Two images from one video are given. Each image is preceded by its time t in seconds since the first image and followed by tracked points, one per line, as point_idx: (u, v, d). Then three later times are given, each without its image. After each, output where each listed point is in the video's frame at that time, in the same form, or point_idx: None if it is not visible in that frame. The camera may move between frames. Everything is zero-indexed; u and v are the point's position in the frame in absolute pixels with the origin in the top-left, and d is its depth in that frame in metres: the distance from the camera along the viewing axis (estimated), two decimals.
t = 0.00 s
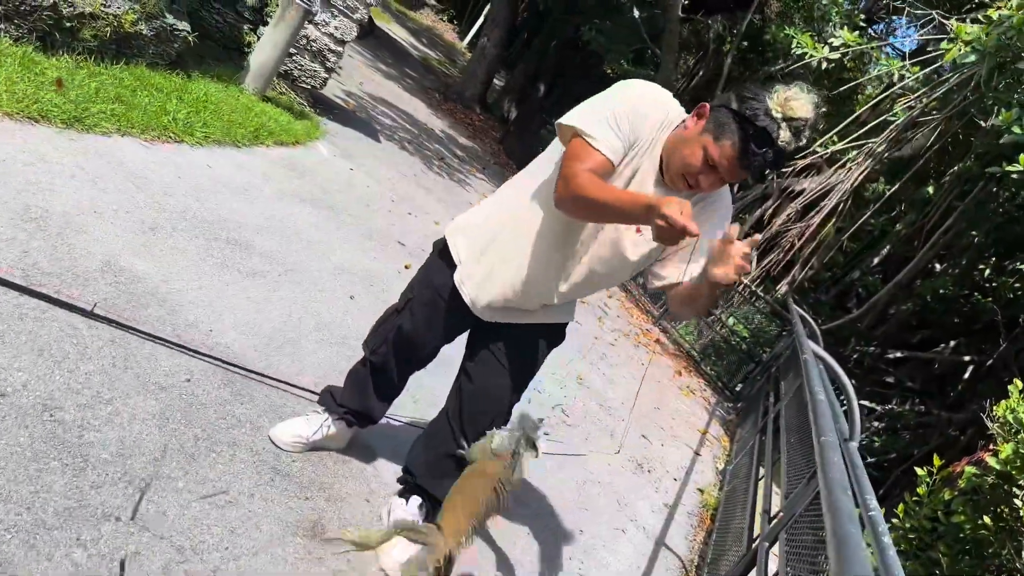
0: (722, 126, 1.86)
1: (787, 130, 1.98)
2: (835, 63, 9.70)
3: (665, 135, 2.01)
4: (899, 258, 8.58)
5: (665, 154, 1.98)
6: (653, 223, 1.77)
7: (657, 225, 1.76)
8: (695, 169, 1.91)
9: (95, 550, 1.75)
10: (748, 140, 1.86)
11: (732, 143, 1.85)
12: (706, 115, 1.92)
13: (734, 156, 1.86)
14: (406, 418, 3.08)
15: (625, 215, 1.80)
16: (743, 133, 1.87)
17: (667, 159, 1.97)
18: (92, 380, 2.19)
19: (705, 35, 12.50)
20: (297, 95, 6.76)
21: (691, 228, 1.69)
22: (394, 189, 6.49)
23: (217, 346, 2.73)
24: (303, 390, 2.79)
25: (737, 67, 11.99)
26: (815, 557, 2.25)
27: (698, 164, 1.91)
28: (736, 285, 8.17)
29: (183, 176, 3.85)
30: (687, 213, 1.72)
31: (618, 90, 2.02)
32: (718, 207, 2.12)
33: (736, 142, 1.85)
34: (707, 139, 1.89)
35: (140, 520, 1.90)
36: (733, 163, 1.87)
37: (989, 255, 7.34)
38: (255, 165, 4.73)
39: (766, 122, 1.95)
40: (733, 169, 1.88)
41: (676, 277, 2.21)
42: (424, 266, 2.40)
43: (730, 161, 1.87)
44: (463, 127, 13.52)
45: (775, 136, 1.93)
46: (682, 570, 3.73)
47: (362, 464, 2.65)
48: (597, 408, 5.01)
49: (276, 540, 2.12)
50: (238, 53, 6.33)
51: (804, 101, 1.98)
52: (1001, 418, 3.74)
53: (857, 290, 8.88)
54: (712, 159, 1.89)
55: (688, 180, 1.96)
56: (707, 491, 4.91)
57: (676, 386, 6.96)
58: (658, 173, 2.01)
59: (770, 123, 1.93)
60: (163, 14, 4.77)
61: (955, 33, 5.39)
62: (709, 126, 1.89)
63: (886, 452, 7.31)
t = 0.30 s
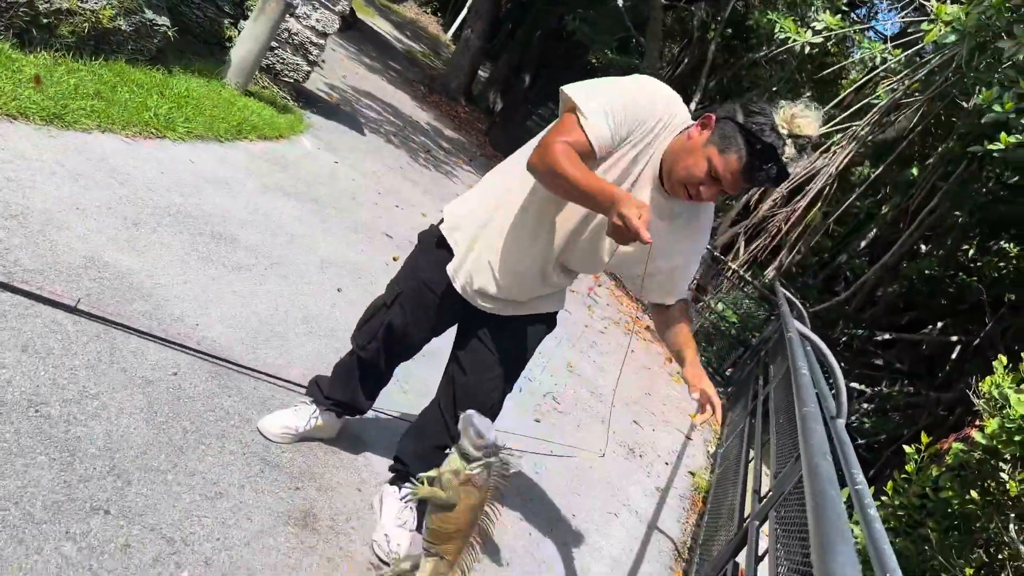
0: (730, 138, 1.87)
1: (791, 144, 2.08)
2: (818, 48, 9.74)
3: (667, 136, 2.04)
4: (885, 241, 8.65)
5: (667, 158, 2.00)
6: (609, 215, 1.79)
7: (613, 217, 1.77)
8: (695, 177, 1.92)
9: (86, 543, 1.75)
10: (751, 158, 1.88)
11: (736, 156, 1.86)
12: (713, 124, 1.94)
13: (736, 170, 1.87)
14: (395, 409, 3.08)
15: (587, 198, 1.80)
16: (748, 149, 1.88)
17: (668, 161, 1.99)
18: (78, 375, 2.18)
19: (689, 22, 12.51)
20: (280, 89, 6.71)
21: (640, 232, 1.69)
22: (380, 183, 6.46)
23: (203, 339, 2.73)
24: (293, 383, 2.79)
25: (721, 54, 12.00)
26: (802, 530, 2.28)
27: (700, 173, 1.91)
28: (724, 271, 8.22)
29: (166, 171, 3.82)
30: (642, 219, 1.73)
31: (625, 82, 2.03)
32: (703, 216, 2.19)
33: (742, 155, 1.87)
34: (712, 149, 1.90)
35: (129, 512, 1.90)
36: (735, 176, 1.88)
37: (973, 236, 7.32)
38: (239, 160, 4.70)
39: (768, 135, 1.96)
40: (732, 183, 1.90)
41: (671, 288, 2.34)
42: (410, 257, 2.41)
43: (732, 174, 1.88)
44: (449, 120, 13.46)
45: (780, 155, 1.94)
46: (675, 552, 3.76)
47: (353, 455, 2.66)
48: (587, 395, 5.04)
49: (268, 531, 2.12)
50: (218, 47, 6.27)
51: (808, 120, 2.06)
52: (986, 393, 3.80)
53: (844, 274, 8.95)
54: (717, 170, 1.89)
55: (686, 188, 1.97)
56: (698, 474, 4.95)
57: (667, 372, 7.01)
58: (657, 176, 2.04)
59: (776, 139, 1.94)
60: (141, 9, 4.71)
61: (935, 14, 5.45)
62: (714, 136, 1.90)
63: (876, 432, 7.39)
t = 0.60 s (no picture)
0: (741, 172, 1.94)
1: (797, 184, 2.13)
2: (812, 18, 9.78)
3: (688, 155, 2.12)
4: (877, 210, 8.81)
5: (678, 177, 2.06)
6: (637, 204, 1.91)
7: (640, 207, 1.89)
8: (704, 202, 2.00)
9: (147, 492, 1.89)
10: (761, 193, 1.94)
11: (747, 190, 1.93)
12: (728, 154, 2.00)
13: (745, 202, 1.94)
14: (413, 373, 3.21)
15: (615, 188, 1.92)
16: (759, 183, 1.95)
17: (680, 181, 2.07)
18: (123, 340, 2.30)
19: None
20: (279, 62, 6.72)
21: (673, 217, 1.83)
22: (381, 155, 6.52)
23: (231, 307, 2.85)
24: (317, 348, 2.92)
25: (712, 23, 11.94)
26: (811, 477, 2.40)
27: (709, 200, 1.99)
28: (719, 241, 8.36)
29: (179, 145, 3.90)
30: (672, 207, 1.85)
31: (657, 93, 2.12)
32: (705, 233, 2.30)
33: (748, 190, 1.94)
34: (725, 178, 1.96)
35: (182, 466, 2.03)
36: (742, 207, 1.95)
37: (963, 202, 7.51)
38: (246, 133, 4.76)
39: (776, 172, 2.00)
40: (738, 213, 1.97)
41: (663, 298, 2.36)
42: (430, 231, 2.52)
43: (740, 205, 1.94)
44: (442, 92, 13.41)
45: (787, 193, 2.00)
46: (677, 508, 3.93)
47: (377, 415, 2.80)
48: (590, 360, 5.20)
49: (307, 482, 2.27)
50: (218, 20, 6.26)
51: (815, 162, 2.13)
52: (975, 353, 3.96)
53: (836, 242, 9.12)
54: (721, 199, 1.97)
55: (694, 211, 2.05)
56: (698, 435, 5.13)
57: (664, 339, 7.19)
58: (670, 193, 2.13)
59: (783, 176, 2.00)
60: None
61: None
62: (729, 165, 1.96)
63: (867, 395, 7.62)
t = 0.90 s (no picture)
0: (741, 197, 2.03)
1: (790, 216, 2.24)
2: None
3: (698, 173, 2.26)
4: (870, 191, 8.99)
5: (677, 191, 2.12)
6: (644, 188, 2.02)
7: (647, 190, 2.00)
8: (702, 220, 2.08)
9: (209, 462, 2.05)
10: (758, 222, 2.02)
11: (744, 216, 2.01)
12: (732, 180, 2.09)
13: (741, 228, 2.02)
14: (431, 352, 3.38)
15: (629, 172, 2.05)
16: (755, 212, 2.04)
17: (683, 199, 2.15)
18: (173, 322, 2.46)
19: None
20: (286, 45, 6.79)
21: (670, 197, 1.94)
22: (387, 137, 6.63)
23: (264, 289, 3.00)
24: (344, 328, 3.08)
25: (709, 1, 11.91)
26: (809, 458, 2.59)
27: (708, 220, 2.07)
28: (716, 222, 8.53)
29: (201, 131, 4.02)
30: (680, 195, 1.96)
31: (676, 108, 2.27)
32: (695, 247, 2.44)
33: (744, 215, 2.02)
34: (726, 201, 2.04)
35: (237, 437, 2.19)
36: (738, 232, 2.04)
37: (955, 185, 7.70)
38: (261, 118, 4.88)
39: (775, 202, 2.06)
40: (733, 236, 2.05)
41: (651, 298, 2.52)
42: (452, 219, 2.66)
43: (736, 229, 2.03)
44: (442, 71, 13.41)
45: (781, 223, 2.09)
46: (680, 479, 4.14)
47: (401, 391, 2.97)
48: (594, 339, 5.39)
49: (347, 452, 2.44)
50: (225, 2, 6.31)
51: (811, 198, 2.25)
52: (965, 335, 4.16)
53: (830, 223, 9.31)
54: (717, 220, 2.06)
55: (693, 228, 2.14)
56: (697, 411, 5.35)
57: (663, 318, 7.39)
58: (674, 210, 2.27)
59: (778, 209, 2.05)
60: None
61: None
62: (731, 191, 2.06)
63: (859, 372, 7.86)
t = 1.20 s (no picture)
0: (725, 211, 2.10)
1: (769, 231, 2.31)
2: None
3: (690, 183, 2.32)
4: (862, 185, 9.09)
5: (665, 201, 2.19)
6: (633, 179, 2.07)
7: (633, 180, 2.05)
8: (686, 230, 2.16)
9: (225, 452, 2.11)
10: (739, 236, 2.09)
11: (725, 229, 2.08)
12: (718, 193, 2.17)
13: (721, 240, 2.10)
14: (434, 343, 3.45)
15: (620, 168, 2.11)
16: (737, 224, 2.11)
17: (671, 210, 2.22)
18: (185, 315, 2.52)
19: None
20: (285, 35, 6.80)
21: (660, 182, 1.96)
22: (385, 128, 6.65)
23: (271, 282, 3.06)
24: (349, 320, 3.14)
25: None
26: (801, 450, 2.68)
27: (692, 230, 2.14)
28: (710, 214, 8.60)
29: (204, 123, 4.06)
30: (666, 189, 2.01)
31: (673, 119, 2.34)
32: (686, 259, 2.44)
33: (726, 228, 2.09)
34: (711, 214, 2.11)
35: (250, 429, 2.25)
36: (719, 244, 2.11)
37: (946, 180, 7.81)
38: (262, 109, 4.90)
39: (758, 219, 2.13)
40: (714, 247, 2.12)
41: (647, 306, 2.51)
42: (457, 215, 2.71)
43: (717, 241, 2.11)
44: (438, 59, 13.38)
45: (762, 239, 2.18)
46: (675, 468, 4.24)
47: (405, 382, 3.03)
48: (590, 330, 5.47)
49: (355, 444, 2.51)
50: None
51: (791, 216, 2.32)
52: (953, 329, 4.28)
53: (822, 216, 9.41)
54: (700, 231, 2.13)
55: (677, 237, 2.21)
56: (691, 401, 5.46)
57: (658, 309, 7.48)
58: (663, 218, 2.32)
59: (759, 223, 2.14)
60: None
61: None
62: (715, 203, 2.13)
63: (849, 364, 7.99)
